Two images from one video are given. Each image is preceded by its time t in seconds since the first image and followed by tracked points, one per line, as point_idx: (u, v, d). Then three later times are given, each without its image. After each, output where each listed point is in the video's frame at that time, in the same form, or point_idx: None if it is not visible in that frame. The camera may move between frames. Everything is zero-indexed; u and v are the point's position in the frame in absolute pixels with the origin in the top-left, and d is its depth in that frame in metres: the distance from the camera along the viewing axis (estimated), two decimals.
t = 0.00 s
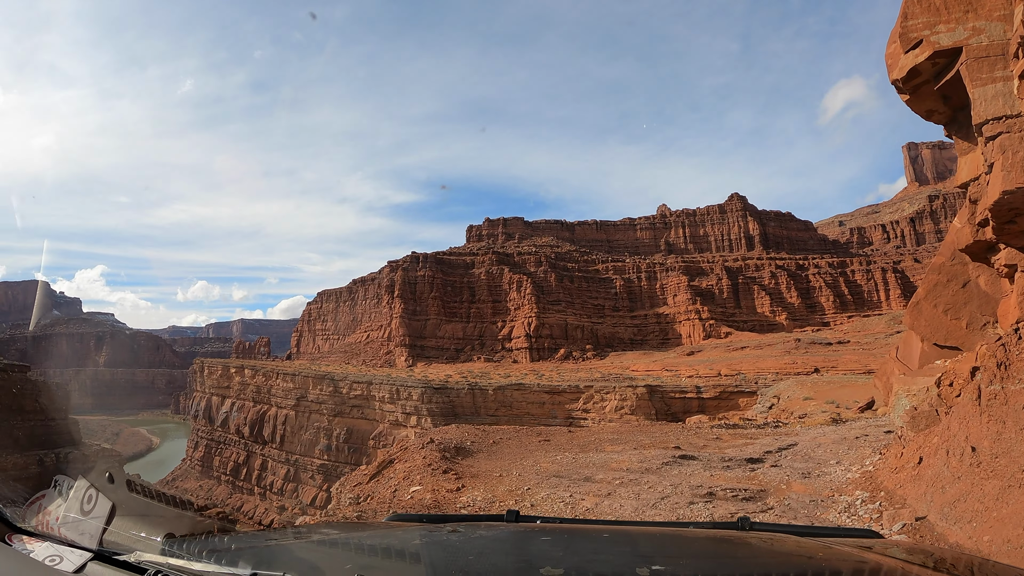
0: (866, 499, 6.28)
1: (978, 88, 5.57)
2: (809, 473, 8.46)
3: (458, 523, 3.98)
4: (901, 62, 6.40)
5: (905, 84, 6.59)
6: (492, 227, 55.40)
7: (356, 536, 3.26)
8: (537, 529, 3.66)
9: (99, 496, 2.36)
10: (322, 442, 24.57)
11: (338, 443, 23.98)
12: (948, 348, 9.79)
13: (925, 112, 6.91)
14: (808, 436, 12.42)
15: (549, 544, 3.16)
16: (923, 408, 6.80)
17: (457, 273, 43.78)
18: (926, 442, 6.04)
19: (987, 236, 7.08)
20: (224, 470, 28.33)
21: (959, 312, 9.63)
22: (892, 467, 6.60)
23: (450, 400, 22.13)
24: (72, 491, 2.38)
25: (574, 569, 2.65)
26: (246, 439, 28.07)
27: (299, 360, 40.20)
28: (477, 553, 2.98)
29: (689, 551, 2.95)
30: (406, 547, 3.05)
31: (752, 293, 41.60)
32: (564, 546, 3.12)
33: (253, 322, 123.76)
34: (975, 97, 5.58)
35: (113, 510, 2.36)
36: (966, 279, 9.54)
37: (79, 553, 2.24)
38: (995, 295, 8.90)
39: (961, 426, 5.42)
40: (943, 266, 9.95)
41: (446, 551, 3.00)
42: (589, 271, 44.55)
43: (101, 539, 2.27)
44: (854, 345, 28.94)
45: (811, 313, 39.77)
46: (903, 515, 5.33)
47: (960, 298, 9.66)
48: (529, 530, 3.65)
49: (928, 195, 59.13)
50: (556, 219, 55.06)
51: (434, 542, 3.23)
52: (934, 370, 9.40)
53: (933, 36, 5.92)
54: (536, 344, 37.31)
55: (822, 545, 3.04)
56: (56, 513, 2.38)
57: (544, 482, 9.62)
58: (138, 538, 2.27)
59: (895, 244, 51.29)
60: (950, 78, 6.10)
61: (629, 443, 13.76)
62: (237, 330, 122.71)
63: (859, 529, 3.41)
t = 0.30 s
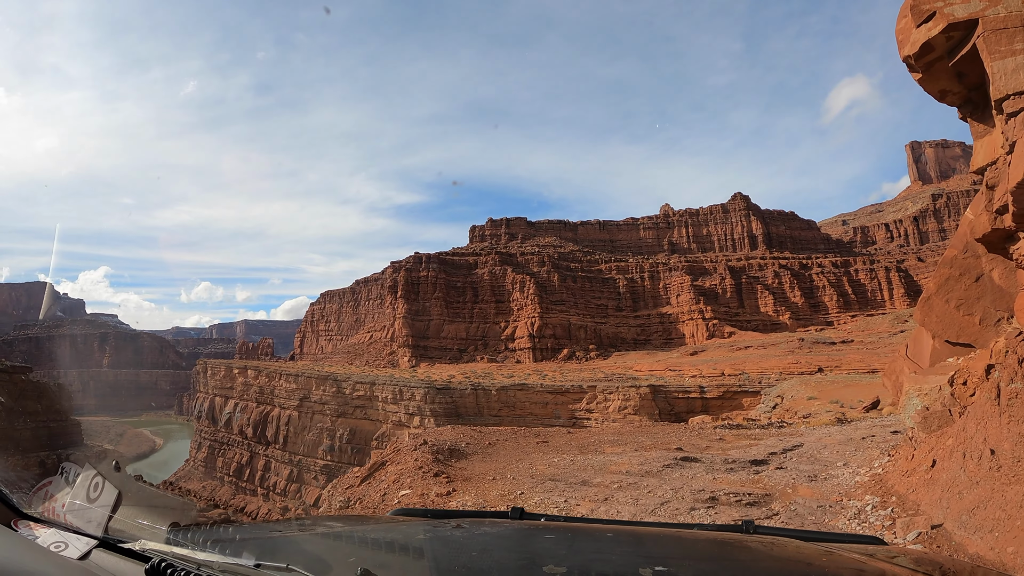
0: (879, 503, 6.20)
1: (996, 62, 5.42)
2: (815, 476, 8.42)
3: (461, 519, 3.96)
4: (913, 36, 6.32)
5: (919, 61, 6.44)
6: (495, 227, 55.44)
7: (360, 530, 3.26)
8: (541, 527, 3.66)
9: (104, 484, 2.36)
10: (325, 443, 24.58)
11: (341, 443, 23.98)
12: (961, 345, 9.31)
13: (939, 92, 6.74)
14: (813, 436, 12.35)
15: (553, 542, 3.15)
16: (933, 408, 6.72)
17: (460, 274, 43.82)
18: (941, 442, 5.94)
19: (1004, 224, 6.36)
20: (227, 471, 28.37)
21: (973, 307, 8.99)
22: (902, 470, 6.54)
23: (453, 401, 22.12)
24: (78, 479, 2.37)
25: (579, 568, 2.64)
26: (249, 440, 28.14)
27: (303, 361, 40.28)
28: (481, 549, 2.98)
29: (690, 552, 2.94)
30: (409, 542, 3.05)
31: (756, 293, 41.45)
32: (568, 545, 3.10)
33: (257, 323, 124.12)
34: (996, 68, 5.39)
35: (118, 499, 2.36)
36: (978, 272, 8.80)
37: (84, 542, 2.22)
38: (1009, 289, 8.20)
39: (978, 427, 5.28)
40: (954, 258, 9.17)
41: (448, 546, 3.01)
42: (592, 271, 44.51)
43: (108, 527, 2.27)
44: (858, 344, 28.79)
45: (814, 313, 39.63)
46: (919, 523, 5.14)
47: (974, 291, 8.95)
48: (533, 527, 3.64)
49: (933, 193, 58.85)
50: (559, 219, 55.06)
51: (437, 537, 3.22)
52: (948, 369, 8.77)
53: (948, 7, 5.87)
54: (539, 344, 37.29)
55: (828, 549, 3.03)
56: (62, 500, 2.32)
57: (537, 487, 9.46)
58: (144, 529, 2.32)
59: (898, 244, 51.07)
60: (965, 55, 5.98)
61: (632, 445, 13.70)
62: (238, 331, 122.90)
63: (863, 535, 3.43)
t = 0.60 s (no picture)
0: (894, 510, 6.03)
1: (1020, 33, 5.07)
2: (824, 480, 8.30)
3: (459, 513, 3.91)
4: (931, 9, 6.15)
5: (936, 36, 6.29)
6: (499, 227, 55.42)
7: (358, 523, 3.22)
8: (539, 522, 3.59)
9: (104, 474, 2.25)
10: (328, 442, 24.60)
11: (345, 443, 24.01)
12: (976, 343, 8.52)
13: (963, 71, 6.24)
14: (819, 437, 12.22)
15: (552, 538, 3.09)
16: (949, 408, 6.57)
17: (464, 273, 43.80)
18: (959, 446, 5.77)
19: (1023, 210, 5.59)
20: (230, 470, 28.45)
21: (990, 302, 8.24)
22: (917, 474, 6.42)
23: (457, 400, 22.09)
24: (78, 467, 2.25)
25: (577, 564, 2.58)
26: (253, 439, 28.22)
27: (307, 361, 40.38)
28: (478, 543, 2.92)
29: (688, 550, 2.87)
30: (407, 536, 2.99)
31: (760, 292, 41.25)
32: (566, 540, 3.04)
33: (262, 323, 124.27)
34: None
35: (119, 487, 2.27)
36: (995, 266, 8.01)
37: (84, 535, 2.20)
38: None
39: (1000, 430, 5.07)
40: (970, 251, 8.38)
41: (445, 541, 2.95)
42: (596, 270, 44.37)
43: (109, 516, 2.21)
44: (863, 344, 28.56)
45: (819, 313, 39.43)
46: (938, 533, 4.92)
47: (992, 285, 8.18)
48: (531, 522, 3.59)
49: (940, 192, 58.41)
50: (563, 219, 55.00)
51: (435, 531, 3.17)
52: (962, 369, 7.69)
53: None
54: (542, 344, 37.25)
55: (829, 550, 2.96)
56: (62, 489, 2.26)
57: (533, 492, 9.29)
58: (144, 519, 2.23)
59: (903, 244, 50.73)
60: (988, 25, 5.72)
61: (635, 446, 13.62)
62: (243, 331, 123.37)
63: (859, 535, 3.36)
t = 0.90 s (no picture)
0: (916, 514, 5.89)
1: None
2: (839, 482, 8.20)
3: (463, 520, 3.88)
4: None
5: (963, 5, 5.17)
6: (503, 226, 55.37)
7: (360, 532, 3.18)
8: (543, 525, 3.56)
9: (105, 492, 2.25)
10: (331, 441, 24.62)
11: (348, 442, 24.03)
12: (998, 337, 8.15)
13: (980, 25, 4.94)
14: (827, 438, 12.13)
15: (557, 540, 3.05)
16: (970, 407, 6.39)
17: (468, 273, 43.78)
18: (987, 445, 5.69)
19: None
20: (234, 469, 28.50)
21: (1010, 295, 7.80)
22: (936, 475, 6.39)
23: (460, 400, 22.06)
24: (79, 486, 2.25)
25: (582, 565, 2.55)
26: (257, 438, 28.27)
27: (310, 360, 40.46)
28: (483, 549, 2.89)
29: (693, 548, 2.84)
30: (411, 543, 2.96)
31: (765, 292, 41.08)
32: (571, 543, 3.00)
33: (265, 323, 124.37)
34: None
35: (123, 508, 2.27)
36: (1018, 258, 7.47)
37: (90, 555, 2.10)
38: None
39: None
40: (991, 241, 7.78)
41: (450, 547, 2.92)
42: (600, 270, 44.27)
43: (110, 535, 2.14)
44: (868, 344, 28.38)
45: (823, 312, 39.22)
46: (969, 539, 4.73)
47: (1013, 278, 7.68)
48: (534, 526, 3.55)
49: (945, 191, 58.06)
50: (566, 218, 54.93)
51: (440, 538, 3.14)
52: (984, 365, 7.23)
53: None
54: (546, 343, 37.20)
55: (832, 541, 2.93)
56: (63, 508, 2.23)
57: (533, 496, 9.18)
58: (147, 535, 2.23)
59: (907, 243, 50.43)
60: None
61: (639, 446, 13.54)
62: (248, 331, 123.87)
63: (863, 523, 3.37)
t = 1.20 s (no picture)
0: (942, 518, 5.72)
1: None
2: (855, 485, 8.12)
3: (465, 529, 3.85)
4: None
5: None
6: (506, 225, 55.31)
7: (361, 545, 3.17)
8: (545, 531, 3.53)
9: (103, 514, 2.78)
10: (335, 440, 24.66)
11: (352, 441, 24.05)
12: None
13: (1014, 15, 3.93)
14: (836, 437, 12.06)
15: (558, 546, 3.03)
16: (996, 404, 5.86)
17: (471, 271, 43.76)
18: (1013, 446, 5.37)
19: None
20: (238, 468, 28.58)
21: None
22: (959, 478, 6.16)
23: (464, 398, 22.00)
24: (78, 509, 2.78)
25: (584, 570, 2.53)
26: (260, 437, 28.32)
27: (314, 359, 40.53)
28: (486, 556, 2.88)
29: (694, 548, 2.82)
30: (412, 555, 2.94)
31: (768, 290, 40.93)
32: (573, 549, 2.98)
33: (268, 322, 124.79)
34: None
35: (117, 527, 2.78)
36: None
37: (85, 569, 2.44)
38: None
39: None
40: None
41: (454, 556, 2.91)
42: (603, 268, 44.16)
43: (108, 556, 2.54)
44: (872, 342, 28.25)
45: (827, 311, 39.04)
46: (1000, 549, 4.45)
47: None
48: (536, 532, 3.53)
49: (951, 188, 57.72)
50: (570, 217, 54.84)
51: (442, 548, 3.13)
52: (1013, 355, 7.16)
53: None
54: (550, 342, 37.17)
55: (831, 534, 2.92)
56: (62, 533, 2.71)
57: (535, 500, 9.11)
58: (144, 556, 2.59)
59: (910, 241, 50.10)
60: None
61: (643, 447, 13.48)
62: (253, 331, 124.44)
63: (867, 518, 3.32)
